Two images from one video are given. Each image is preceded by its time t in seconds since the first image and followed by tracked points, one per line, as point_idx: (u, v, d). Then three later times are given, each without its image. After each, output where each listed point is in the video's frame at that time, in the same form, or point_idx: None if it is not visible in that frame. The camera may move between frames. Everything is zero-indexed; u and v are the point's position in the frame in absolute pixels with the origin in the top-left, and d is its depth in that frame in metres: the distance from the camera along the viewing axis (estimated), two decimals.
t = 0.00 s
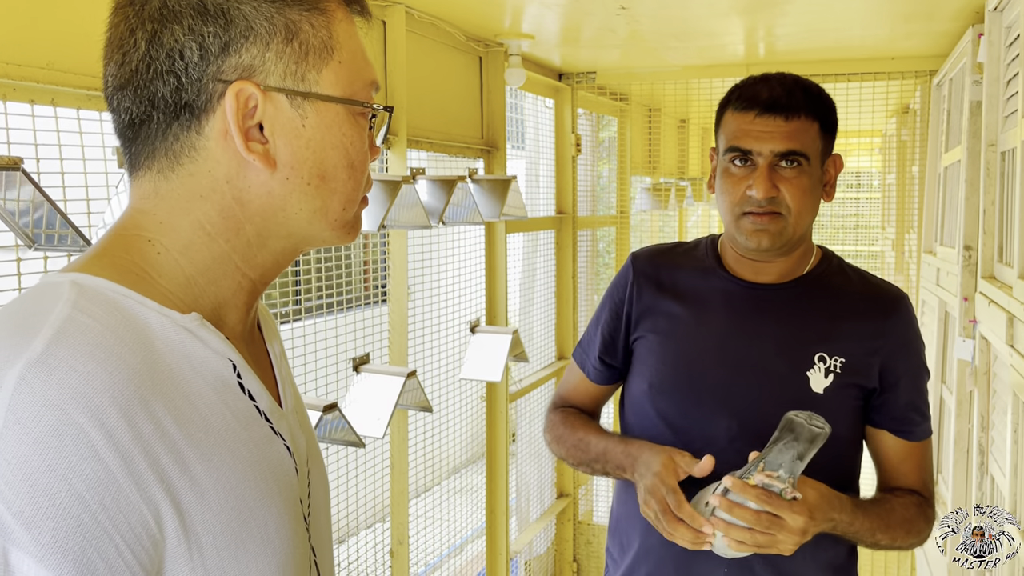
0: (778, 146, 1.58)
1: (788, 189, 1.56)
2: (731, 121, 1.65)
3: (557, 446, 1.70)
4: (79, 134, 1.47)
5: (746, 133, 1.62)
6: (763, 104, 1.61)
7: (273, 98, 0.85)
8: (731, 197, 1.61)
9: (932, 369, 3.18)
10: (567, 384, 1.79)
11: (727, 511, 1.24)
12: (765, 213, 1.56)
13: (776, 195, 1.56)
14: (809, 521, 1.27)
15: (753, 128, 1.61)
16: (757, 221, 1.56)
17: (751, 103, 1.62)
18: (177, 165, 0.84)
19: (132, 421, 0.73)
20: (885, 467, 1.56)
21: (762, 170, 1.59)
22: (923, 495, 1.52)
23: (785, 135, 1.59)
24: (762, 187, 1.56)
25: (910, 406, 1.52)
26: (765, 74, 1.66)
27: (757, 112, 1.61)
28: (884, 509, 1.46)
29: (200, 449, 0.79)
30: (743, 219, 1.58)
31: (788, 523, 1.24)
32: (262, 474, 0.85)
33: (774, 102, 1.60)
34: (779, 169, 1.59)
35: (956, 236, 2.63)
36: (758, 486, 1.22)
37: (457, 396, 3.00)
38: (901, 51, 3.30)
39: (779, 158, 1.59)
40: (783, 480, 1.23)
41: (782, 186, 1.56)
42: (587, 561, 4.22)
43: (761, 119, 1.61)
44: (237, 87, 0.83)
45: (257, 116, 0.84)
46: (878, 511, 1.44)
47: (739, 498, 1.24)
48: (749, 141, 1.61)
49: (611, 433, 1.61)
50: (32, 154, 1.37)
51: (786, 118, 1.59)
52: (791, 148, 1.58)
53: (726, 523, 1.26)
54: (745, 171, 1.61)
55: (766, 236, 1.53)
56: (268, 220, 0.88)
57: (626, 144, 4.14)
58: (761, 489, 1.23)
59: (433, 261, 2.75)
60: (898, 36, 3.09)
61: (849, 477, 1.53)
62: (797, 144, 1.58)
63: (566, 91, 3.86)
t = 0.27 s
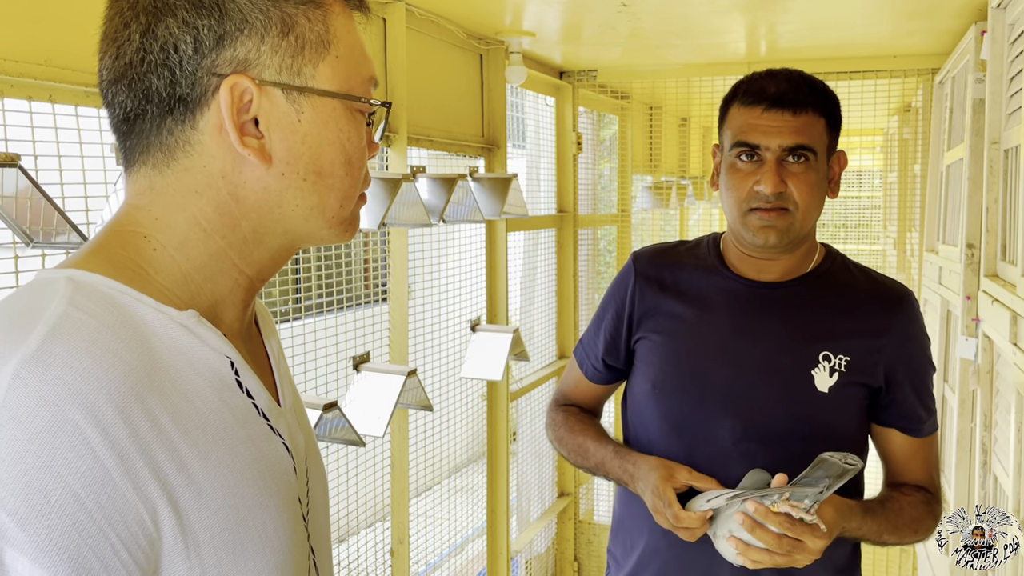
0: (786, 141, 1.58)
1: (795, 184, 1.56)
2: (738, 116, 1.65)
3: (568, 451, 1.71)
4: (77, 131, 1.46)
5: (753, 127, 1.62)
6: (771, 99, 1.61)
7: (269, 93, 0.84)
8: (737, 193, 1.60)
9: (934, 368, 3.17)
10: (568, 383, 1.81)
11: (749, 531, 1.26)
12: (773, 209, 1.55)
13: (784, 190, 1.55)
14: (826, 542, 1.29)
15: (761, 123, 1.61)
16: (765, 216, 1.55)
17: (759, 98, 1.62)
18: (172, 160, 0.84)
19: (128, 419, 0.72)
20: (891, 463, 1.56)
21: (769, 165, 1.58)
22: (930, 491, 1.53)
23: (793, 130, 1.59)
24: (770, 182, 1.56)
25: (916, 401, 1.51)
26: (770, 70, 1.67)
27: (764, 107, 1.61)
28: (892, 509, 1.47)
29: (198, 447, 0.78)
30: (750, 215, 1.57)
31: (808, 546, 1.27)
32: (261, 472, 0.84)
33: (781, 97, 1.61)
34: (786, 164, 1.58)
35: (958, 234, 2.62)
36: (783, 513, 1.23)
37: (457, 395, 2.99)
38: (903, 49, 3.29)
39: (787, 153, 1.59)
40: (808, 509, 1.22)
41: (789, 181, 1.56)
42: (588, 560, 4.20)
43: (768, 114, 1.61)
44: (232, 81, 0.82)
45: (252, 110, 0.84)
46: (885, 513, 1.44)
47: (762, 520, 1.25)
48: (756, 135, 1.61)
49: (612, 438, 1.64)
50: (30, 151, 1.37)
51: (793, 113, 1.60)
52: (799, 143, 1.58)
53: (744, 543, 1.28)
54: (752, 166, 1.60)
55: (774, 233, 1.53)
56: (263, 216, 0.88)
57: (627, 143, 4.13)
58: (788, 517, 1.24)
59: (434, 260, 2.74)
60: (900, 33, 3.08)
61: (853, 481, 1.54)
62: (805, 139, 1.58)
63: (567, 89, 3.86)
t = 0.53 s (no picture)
0: (793, 141, 1.57)
1: (802, 185, 1.55)
2: (744, 116, 1.64)
3: (569, 453, 1.70)
4: (77, 132, 1.46)
5: (760, 127, 1.61)
6: (778, 99, 1.60)
7: (269, 97, 0.83)
8: (744, 193, 1.60)
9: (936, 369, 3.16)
10: (567, 384, 1.81)
11: (752, 526, 1.25)
12: (780, 210, 1.54)
13: (791, 190, 1.55)
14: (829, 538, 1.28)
15: (768, 123, 1.60)
16: (773, 216, 1.54)
17: (766, 98, 1.61)
18: (168, 158, 0.83)
19: (122, 423, 0.71)
20: (894, 465, 1.56)
21: (776, 166, 1.58)
22: (933, 494, 1.52)
23: (801, 129, 1.58)
24: (778, 182, 1.55)
25: (921, 405, 1.51)
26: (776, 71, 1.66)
27: (771, 107, 1.60)
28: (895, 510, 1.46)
29: (193, 451, 0.77)
30: (757, 215, 1.56)
31: (811, 543, 1.26)
32: (257, 476, 0.84)
33: (788, 97, 1.60)
34: (793, 165, 1.58)
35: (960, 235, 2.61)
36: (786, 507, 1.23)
37: (458, 395, 2.99)
38: (905, 49, 3.28)
39: (794, 153, 1.58)
40: (811, 502, 1.21)
41: (797, 182, 1.55)
42: (589, 561, 4.19)
43: (776, 113, 1.60)
44: (232, 81, 0.81)
45: (250, 113, 0.83)
46: (889, 514, 1.44)
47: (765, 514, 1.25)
48: (763, 135, 1.60)
49: (615, 440, 1.63)
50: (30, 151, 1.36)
51: (801, 112, 1.59)
52: (805, 144, 1.58)
53: (749, 540, 1.28)
54: (759, 166, 1.60)
55: (780, 233, 1.52)
56: (255, 223, 0.87)
57: (628, 143, 4.13)
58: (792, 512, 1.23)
59: (435, 260, 2.74)
60: (901, 33, 3.08)
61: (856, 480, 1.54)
62: (812, 140, 1.58)
63: (568, 89, 3.85)
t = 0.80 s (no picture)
0: (799, 142, 1.58)
1: (808, 186, 1.55)
2: (750, 117, 1.64)
3: (569, 455, 1.70)
4: (79, 132, 1.46)
5: (766, 127, 1.61)
6: (784, 101, 1.61)
7: (273, 100, 0.84)
8: (749, 194, 1.60)
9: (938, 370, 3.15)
10: (569, 385, 1.80)
11: (753, 521, 1.25)
12: (786, 210, 1.54)
13: (797, 191, 1.55)
14: (831, 537, 1.28)
15: (774, 124, 1.60)
16: (778, 216, 1.54)
17: (772, 99, 1.62)
18: (172, 160, 0.83)
19: (124, 424, 0.71)
20: (898, 468, 1.55)
21: (782, 166, 1.58)
22: (937, 497, 1.52)
23: (807, 130, 1.59)
24: (784, 183, 1.55)
25: (926, 408, 1.50)
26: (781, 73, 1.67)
27: (777, 108, 1.61)
28: (900, 514, 1.46)
29: (195, 451, 0.77)
30: (763, 216, 1.56)
31: (812, 539, 1.25)
32: (258, 478, 0.83)
33: (795, 98, 1.61)
34: (799, 166, 1.58)
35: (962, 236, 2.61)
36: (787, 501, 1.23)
37: (459, 396, 2.99)
38: (906, 49, 3.28)
39: (800, 154, 1.58)
40: (811, 496, 1.22)
41: (803, 182, 1.56)
42: (589, 562, 4.19)
43: (782, 114, 1.61)
44: (236, 84, 0.81)
45: (254, 115, 0.83)
46: (895, 517, 1.44)
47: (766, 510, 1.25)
48: (769, 137, 1.60)
49: (617, 442, 1.63)
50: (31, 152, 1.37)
51: (807, 114, 1.60)
52: (811, 145, 1.58)
53: (750, 540, 1.28)
54: (765, 167, 1.60)
55: (785, 235, 1.52)
56: (258, 226, 0.87)
57: (630, 144, 4.13)
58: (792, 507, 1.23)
59: (436, 261, 2.74)
60: (903, 34, 3.07)
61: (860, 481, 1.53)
62: (818, 141, 1.58)
63: (569, 90, 3.84)
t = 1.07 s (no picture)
0: (805, 157, 1.55)
1: (811, 201, 1.54)
2: (756, 125, 1.61)
3: (564, 449, 1.73)
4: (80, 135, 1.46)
5: (772, 137, 1.58)
6: (793, 114, 1.57)
7: (267, 100, 0.84)
8: (752, 203, 1.58)
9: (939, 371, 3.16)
10: (572, 386, 1.81)
11: (749, 531, 1.26)
12: (788, 224, 1.54)
13: (800, 206, 1.54)
14: (830, 551, 1.28)
15: (781, 139, 1.57)
16: (780, 229, 1.54)
17: (781, 112, 1.58)
18: (172, 168, 0.84)
19: (129, 426, 0.72)
20: (896, 471, 1.55)
21: (787, 179, 1.56)
22: (935, 500, 1.53)
23: (814, 145, 1.56)
24: (788, 198, 1.54)
25: (925, 409, 1.50)
26: (788, 78, 1.63)
27: (785, 118, 1.57)
28: (901, 520, 1.46)
29: (198, 453, 0.78)
30: (764, 225, 1.56)
31: (811, 552, 1.25)
32: (261, 479, 0.84)
33: (803, 109, 1.57)
34: (803, 179, 1.57)
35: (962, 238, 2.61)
36: (785, 516, 1.22)
37: (459, 397, 2.99)
38: (907, 51, 3.28)
39: (805, 168, 1.56)
40: (808, 514, 1.21)
41: (806, 196, 1.54)
42: (590, 563, 4.19)
43: (789, 126, 1.57)
44: (230, 88, 0.82)
45: (251, 117, 0.84)
46: (897, 525, 1.44)
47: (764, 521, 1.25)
48: (776, 151, 1.57)
49: (603, 435, 1.66)
50: (33, 154, 1.37)
51: (815, 130, 1.57)
52: (817, 159, 1.56)
53: (749, 547, 1.27)
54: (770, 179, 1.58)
55: (787, 246, 1.52)
56: (263, 224, 0.87)
57: (630, 145, 4.14)
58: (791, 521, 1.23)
59: (437, 262, 2.74)
60: (904, 36, 3.07)
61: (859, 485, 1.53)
62: (824, 158, 1.56)
63: (570, 92, 3.85)
